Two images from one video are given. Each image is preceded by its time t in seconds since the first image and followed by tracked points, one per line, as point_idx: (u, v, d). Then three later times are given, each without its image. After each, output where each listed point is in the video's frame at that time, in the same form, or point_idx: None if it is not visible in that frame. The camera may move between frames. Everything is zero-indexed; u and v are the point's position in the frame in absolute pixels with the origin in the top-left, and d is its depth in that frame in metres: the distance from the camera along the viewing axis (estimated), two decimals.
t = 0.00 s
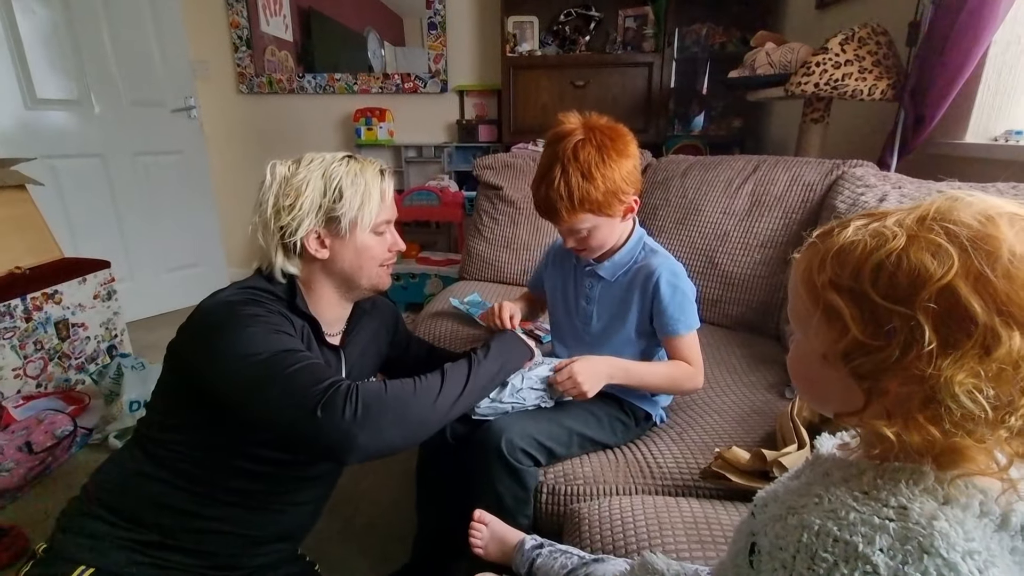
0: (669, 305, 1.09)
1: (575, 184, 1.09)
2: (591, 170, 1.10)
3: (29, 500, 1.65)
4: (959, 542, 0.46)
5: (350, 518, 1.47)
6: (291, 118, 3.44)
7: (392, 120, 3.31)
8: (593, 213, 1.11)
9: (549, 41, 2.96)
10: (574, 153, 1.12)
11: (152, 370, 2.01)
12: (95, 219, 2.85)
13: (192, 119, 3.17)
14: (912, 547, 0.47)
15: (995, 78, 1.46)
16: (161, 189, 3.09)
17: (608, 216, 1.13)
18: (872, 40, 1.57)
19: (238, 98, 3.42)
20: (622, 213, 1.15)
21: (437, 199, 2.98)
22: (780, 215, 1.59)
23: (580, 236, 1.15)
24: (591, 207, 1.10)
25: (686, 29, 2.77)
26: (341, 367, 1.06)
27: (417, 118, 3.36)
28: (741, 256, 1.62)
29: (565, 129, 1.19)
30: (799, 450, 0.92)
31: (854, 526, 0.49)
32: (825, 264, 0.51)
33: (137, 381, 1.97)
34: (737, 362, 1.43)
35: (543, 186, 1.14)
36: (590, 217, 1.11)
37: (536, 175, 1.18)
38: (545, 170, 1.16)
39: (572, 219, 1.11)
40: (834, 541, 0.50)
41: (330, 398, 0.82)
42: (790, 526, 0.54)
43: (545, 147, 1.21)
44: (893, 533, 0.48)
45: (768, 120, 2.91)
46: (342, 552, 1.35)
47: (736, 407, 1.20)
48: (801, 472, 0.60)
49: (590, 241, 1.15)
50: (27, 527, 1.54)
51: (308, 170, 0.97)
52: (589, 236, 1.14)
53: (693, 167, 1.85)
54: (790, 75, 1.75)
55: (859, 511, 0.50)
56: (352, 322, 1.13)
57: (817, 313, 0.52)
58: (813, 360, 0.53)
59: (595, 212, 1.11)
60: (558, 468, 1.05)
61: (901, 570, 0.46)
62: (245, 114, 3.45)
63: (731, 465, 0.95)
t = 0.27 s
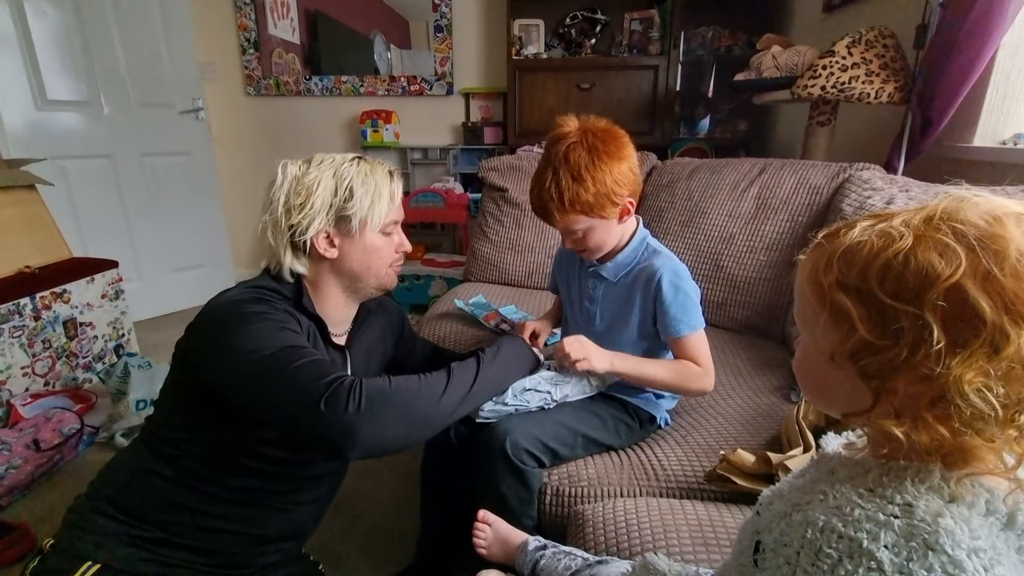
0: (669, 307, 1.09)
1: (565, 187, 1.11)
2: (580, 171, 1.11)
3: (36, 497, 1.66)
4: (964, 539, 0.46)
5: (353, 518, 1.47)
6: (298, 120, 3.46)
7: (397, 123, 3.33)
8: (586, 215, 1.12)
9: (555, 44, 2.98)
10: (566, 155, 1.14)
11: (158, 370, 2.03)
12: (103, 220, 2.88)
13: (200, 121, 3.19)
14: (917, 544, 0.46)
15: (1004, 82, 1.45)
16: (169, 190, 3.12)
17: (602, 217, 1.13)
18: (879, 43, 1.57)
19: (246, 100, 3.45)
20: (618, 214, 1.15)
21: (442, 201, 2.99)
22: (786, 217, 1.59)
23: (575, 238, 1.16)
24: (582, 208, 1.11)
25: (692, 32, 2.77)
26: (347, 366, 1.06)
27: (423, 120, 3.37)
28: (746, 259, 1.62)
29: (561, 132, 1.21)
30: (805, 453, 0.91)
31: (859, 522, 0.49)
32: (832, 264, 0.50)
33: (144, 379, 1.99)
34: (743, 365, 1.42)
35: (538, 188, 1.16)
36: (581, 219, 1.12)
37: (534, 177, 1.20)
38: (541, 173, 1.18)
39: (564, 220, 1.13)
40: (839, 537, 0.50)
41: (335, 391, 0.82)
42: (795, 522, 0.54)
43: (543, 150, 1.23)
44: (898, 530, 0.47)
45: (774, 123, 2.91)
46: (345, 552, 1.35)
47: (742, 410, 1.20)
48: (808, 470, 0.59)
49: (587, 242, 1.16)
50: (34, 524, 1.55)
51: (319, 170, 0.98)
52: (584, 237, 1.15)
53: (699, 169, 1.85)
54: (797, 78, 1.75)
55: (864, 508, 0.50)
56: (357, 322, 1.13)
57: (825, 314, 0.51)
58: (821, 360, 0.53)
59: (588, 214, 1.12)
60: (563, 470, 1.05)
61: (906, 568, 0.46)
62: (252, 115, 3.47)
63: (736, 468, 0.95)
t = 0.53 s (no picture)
0: (663, 301, 1.07)
1: (556, 183, 1.12)
2: (570, 168, 1.12)
3: (39, 495, 1.67)
4: (968, 550, 0.45)
5: (355, 519, 1.47)
6: (303, 122, 3.47)
7: (402, 124, 3.34)
8: (579, 210, 1.12)
9: (560, 46, 2.98)
10: (557, 153, 1.16)
11: (162, 369, 2.03)
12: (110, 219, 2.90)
13: (206, 122, 3.20)
14: (920, 552, 0.46)
15: (1011, 85, 1.44)
16: (174, 190, 3.13)
17: (596, 213, 1.13)
18: (885, 46, 1.56)
19: (251, 101, 3.46)
20: (613, 211, 1.14)
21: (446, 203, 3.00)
22: (791, 220, 1.58)
23: (571, 234, 1.17)
24: (573, 204, 1.11)
25: (697, 35, 2.76)
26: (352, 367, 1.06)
27: (428, 122, 3.38)
28: (751, 262, 1.61)
29: (561, 131, 1.22)
30: (809, 458, 0.91)
31: (861, 529, 0.49)
32: (837, 269, 0.50)
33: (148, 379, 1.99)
34: (746, 369, 1.41)
35: (535, 186, 1.18)
36: (572, 213, 1.13)
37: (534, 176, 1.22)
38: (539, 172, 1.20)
39: (557, 216, 1.15)
40: (839, 543, 0.49)
41: (339, 388, 0.82)
42: (797, 528, 0.53)
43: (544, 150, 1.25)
44: (901, 538, 0.47)
45: (779, 126, 2.91)
46: (347, 553, 1.35)
47: (745, 414, 1.19)
48: (811, 475, 0.59)
49: (582, 237, 1.16)
50: (37, 522, 1.56)
51: (331, 169, 0.98)
52: (579, 233, 1.16)
53: (704, 172, 1.84)
54: (802, 81, 1.74)
55: (866, 515, 0.49)
56: (361, 323, 1.13)
57: (830, 318, 0.51)
58: (825, 366, 0.53)
59: (581, 209, 1.12)
60: (564, 472, 1.05)
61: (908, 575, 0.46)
62: (258, 116, 3.49)
63: (739, 472, 0.94)
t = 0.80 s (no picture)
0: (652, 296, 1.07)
1: (552, 182, 1.13)
2: (565, 167, 1.12)
3: (42, 494, 1.67)
4: (977, 565, 0.45)
5: (356, 521, 1.47)
6: (307, 123, 3.49)
7: (406, 126, 3.35)
8: (575, 209, 1.13)
9: (564, 52, 2.95)
10: (554, 154, 1.17)
11: (166, 369, 2.03)
12: (115, 220, 2.92)
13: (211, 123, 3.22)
14: (927, 567, 0.46)
15: (1016, 91, 1.44)
16: (179, 191, 3.15)
17: (591, 212, 1.13)
18: (889, 52, 1.56)
19: (256, 103, 3.48)
20: (609, 210, 1.14)
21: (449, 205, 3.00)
22: (794, 225, 1.58)
23: (569, 234, 1.17)
24: (568, 202, 1.12)
25: (701, 39, 2.77)
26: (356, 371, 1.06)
27: (431, 124, 3.39)
28: (753, 267, 1.61)
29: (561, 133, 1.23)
30: (811, 464, 0.90)
31: (867, 542, 0.49)
32: (847, 277, 0.50)
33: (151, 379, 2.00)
34: (749, 374, 1.41)
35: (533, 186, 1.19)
36: (568, 211, 1.13)
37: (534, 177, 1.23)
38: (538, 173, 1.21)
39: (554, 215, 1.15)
40: (846, 556, 0.50)
41: (347, 389, 0.82)
42: (802, 539, 0.54)
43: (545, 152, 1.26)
44: (907, 552, 0.47)
45: (783, 131, 2.91)
46: (348, 555, 1.35)
47: (747, 419, 1.19)
48: (817, 484, 0.60)
49: (579, 235, 1.16)
50: (39, 521, 1.56)
51: (343, 172, 0.98)
52: (576, 232, 1.16)
53: (707, 176, 1.84)
54: (806, 86, 1.74)
55: (873, 528, 0.50)
56: (365, 327, 1.13)
57: (840, 328, 0.51)
58: (834, 376, 0.53)
59: (576, 208, 1.12)
60: (563, 475, 1.05)
61: None
62: (262, 118, 3.50)
63: (740, 477, 0.93)
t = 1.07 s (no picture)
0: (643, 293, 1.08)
1: (548, 182, 1.13)
2: (562, 167, 1.13)
3: (42, 492, 1.67)
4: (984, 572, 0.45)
5: (357, 522, 1.47)
6: (310, 124, 3.49)
7: (408, 127, 3.35)
8: (572, 209, 1.13)
9: (566, 52, 2.98)
10: (552, 155, 1.17)
11: (167, 369, 2.04)
12: (118, 219, 2.92)
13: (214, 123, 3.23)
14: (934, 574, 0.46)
15: (1019, 95, 1.43)
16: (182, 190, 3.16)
17: (589, 212, 1.13)
18: (892, 55, 1.56)
19: (259, 103, 3.48)
20: (606, 210, 1.14)
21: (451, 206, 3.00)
22: (795, 228, 1.58)
23: (567, 234, 1.18)
24: (564, 202, 1.12)
25: (703, 41, 2.77)
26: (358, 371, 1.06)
27: (433, 125, 3.40)
28: (755, 269, 1.61)
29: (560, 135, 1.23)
30: (813, 467, 0.90)
31: (873, 549, 0.49)
32: (855, 282, 0.50)
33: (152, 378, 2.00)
34: (750, 377, 1.41)
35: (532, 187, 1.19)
36: (564, 211, 1.13)
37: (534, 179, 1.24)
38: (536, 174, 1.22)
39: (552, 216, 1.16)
40: (851, 562, 0.50)
41: (351, 376, 0.82)
42: (807, 544, 0.54)
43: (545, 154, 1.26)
44: (914, 559, 0.47)
45: (786, 134, 2.91)
46: (349, 555, 1.35)
47: (749, 422, 1.18)
48: (821, 490, 0.60)
49: (577, 235, 1.16)
50: (40, 519, 1.56)
51: (348, 173, 0.99)
52: (575, 233, 1.16)
53: (709, 179, 1.84)
54: (808, 90, 1.74)
55: (879, 534, 0.50)
56: (365, 328, 1.13)
57: (848, 332, 0.51)
58: (841, 381, 0.53)
59: (573, 208, 1.12)
60: (563, 476, 1.04)
61: None
62: (265, 118, 3.51)
63: (742, 480, 0.93)
